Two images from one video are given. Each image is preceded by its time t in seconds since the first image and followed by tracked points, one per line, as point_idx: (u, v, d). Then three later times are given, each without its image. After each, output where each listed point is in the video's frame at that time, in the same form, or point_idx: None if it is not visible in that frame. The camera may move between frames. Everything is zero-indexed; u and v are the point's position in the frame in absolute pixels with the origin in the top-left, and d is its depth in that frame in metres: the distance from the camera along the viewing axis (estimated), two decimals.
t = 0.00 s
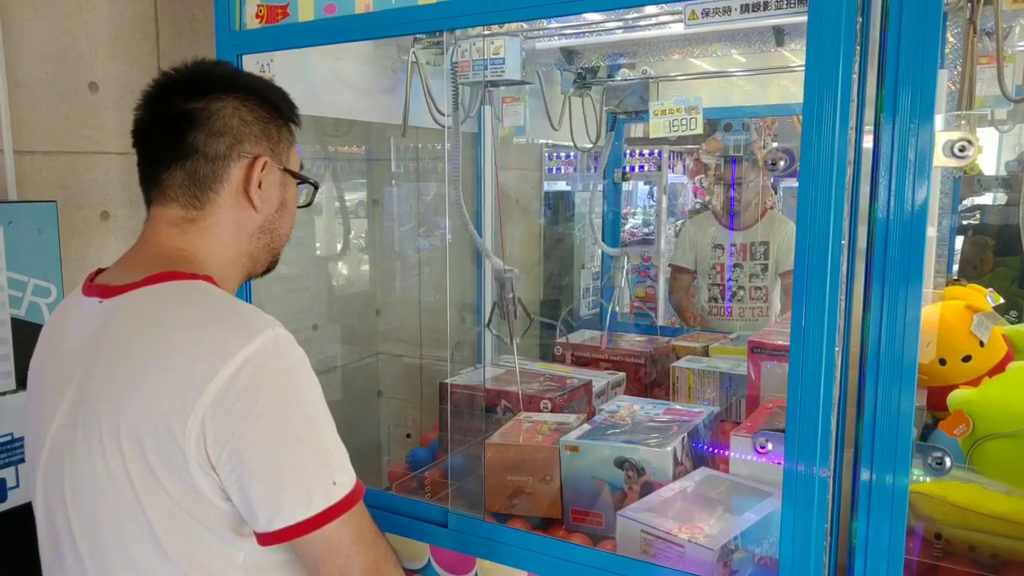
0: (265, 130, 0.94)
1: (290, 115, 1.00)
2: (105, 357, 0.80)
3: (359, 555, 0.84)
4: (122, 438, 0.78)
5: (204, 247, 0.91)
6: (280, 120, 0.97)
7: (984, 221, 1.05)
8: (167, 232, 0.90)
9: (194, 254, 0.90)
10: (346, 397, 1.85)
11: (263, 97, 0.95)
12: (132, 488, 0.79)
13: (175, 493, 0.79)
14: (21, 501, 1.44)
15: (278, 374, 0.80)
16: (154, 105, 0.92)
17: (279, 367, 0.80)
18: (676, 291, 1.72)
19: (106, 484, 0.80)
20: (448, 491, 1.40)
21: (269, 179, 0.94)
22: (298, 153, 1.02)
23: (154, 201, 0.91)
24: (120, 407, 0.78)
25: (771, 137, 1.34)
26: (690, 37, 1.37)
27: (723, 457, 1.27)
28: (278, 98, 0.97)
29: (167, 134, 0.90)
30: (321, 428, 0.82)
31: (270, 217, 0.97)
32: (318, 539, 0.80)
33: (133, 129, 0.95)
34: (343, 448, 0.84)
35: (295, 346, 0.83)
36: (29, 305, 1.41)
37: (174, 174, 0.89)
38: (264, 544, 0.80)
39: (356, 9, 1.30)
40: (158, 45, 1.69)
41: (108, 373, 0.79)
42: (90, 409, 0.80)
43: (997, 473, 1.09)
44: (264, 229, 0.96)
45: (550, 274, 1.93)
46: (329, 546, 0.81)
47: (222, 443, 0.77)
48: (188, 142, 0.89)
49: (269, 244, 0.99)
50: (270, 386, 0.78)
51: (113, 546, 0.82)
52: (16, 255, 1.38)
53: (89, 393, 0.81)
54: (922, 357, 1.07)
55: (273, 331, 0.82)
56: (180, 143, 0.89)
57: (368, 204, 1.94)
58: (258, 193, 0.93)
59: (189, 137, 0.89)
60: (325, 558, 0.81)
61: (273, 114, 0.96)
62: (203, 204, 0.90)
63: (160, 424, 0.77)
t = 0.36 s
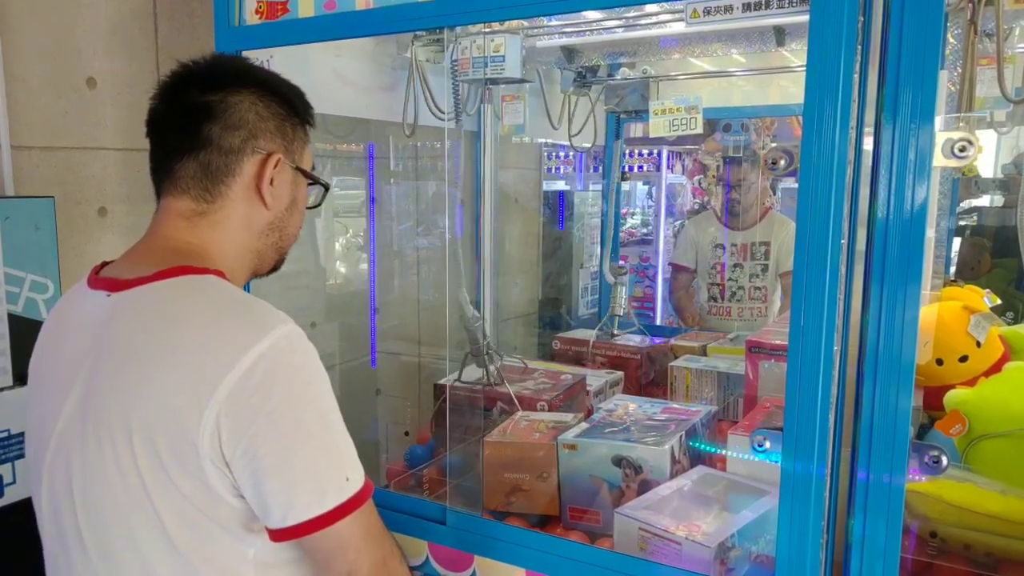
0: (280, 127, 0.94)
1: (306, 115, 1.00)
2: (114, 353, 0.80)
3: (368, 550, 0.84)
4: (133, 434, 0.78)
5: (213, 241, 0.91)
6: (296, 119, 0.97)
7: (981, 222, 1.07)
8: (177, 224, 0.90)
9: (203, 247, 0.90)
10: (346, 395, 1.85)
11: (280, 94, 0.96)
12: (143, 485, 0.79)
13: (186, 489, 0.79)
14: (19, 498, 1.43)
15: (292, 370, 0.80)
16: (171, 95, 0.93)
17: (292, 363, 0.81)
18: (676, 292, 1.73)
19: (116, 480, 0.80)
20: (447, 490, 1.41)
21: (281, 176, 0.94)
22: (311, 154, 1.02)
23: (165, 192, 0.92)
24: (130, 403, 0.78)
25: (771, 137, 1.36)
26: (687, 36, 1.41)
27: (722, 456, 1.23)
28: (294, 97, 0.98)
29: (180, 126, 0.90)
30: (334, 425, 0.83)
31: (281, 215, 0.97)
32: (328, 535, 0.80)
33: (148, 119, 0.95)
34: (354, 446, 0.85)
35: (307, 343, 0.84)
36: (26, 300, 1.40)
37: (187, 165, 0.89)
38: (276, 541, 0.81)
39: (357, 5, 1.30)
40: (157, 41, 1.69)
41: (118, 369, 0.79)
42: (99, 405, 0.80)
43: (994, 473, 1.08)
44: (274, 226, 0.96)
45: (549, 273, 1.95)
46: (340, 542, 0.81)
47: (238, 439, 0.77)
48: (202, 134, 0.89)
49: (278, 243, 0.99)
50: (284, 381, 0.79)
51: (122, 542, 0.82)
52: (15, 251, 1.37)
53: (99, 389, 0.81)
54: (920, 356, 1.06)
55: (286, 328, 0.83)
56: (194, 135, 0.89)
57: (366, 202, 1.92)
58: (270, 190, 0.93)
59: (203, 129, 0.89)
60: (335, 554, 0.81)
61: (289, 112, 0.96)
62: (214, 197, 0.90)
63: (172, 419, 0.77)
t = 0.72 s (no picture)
0: (282, 119, 0.94)
1: (307, 108, 1.00)
2: (117, 344, 0.80)
3: (369, 538, 0.85)
4: (135, 426, 0.78)
5: (212, 231, 0.90)
6: (297, 112, 0.97)
7: (977, 219, 1.07)
8: (176, 214, 0.89)
9: (201, 238, 0.90)
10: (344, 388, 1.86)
11: (282, 87, 0.96)
12: (145, 476, 0.79)
13: (190, 481, 0.79)
14: (17, 489, 1.43)
15: (293, 361, 0.80)
16: (173, 84, 0.93)
17: (293, 354, 0.80)
18: (674, 287, 1.74)
19: (118, 472, 0.80)
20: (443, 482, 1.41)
21: (281, 168, 0.94)
22: (311, 147, 1.02)
23: (166, 181, 0.91)
24: (133, 395, 0.78)
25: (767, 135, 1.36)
26: (687, 29, 1.41)
27: (718, 450, 1.25)
28: (297, 91, 0.98)
29: (182, 114, 0.90)
30: (336, 415, 0.83)
31: (279, 207, 0.97)
32: (330, 524, 0.80)
33: (148, 106, 0.95)
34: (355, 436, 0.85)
35: (308, 334, 0.84)
36: (22, 291, 1.40)
37: (188, 154, 0.89)
38: (279, 530, 0.81)
39: None
40: (154, 32, 1.68)
41: (121, 360, 0.79)
42: (101, 396, 0.80)
43: (989, 469, 1.09)
44: (272, 218, 0.96)
45: (547, 268, 1.93)
46: (341, 531, 0.81)
47: (241, 430, 0.77)
48: (204, 123, 0.89)
49: (275, 235, 0.99)
50: (286, 372, 0.79)
51: (124, 533, 0.82)
52: (12, 242, 1.37)
53: (101, 380, 0.80)
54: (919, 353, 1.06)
55: (288, 319, 0.82)
56: (195, 124, 0.89)
57: (364, 194, 1.95)
58: (270, 182, 0.93)
59: (206, 118, 0.89)
60: (336, 543, 0.82)
61: (291, 105, 0.96)
62: (214, 186, 0.90)
63: (175, 410, 0.77)
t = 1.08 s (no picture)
0: (282, 114, 0.94)
1: (307, 105, 1.00)
2: (112, 334, 0.80)
3: (364, 531, 0.85)
4: (131, 417, 0.78)
5: (211, 225, 0.90)
6: (297, 108, 0.97)
7: (975, 219, 1.07)
8: (176, 208, 0.89)
9: (201, 232, 0.89)
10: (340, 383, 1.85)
11: (282, 83, 0.95)
12: (140, 467, 0.79)
13: (184, 472, 0.79)
14: (13, 481, 1.43)
15: (288, 353, 0.80)
16: (174, 78, 0.92)
17: (288, 346, 0.80)
18: (669, 285, 1.74)
19: (113, 463, 0.80)
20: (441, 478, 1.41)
21: (280, 163, 0.94)
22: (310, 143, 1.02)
23: (166, 174, 0.91)
24: (128, 385, 0.78)
25: (767, 133, 1.34)
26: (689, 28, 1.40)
27: (717, 449, 1.27)
28: (296, 86, 0.97)
29: (183, 107, 0.89)
30: (330, 408, 0.82)
31: (278, 201, 0.96)
32: (324, 517, 0.80)
33: (149, 100, 0.94)
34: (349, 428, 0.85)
35: (304, 327, 0.84)
36: (20, 283, 1.40)
37: (188, 147, 0.89)
38: (273, 523, 0.81)
39: None
40: (155, 25, 1.67)
41: (116, 351, 0.79)
42: (97, 386, 0.80)
43: (987, 469, 1.09)
44: (272, 212, 0.96)
45: (545, 264, 1.91)
46: (335, 523, 0.81)
47: (235, 421, 0.77)
48: (205, 116, 0.89)
49: (274, 229, 0.98)
50: (282, 364, 0.79)
51: (119, 525, 0.82)
52: (10, 233, 1.36)
53: (96, 371, 0.80)
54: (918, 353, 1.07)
55: (283, 311, 0.82)
56: (196, 117, 0.88)
57: (361, 189, 1.92)
58: (269, 176, 0.92)
59: (206, 112, 0.89)
60: (330, 536, 0.82)
61: (291, 101, 0.96)
62: (214, 180, 0.89)
63: (170, 401, 0.76)
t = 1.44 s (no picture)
0: (272, 111, 0.93)
1: (295, 101, 0.99)
2: (103, 330, 0.80)
3: (359, 523, 0.85)
4: (120, 412, 0.78)
5: (201, 222, 0.90)
6: (286, 104, 0.97)
7: (972, 219, 1.07)
8: (167, 205, 0.89)
9: (190, 228, 0.89)
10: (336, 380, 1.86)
11: (271, 79, 0.95)
12: (130, 463, 0.79)
13: (174, 467, 0.79)
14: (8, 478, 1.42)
15: (276, 348, 0.80)
16: (162, 75, 0.92)
17: (277, 341, 0.80)
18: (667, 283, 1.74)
19: (102, 459, 0.79)
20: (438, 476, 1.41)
21: (270, 160, 0.93)
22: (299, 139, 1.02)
23: (155, 171, 0.90)
24: (118, 381, 0.77)
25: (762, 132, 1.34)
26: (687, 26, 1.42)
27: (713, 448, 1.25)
28: (285, 83, 0.97)
29: (173, 103, 0.89)
30: (320, 402, 0.82)
31: (268, 197, 0.96)
32: (318, 510, 0.81)
33: (138, 97, 0.94)
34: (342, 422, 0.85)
35: (293, 322, 0.84)
36: (17, 280, 1.40)
37: (178, 144, 0.88)
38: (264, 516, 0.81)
39: None
40: (152, 21, 1.66)
41: (106, 346, 0.79)
42: (86, 382, 0.79)
43: (983, 468, 1.09)
44: (261, 208, 0.95)
45: (543, 262, 1.87)
46: (329, 516, 0.82)
47: (225, 415, 0.77)
48: (195, 113, 0.88)
49: (264, 225, 0.98)
50: (270, 358, 0.79)
51: (108, 520, 0.81)
52: (7, 229, 1.36)
53: (86, 366, 0.80)
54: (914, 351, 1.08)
55: (272, 306, 0.82)
56: (185, 113, 0.88)
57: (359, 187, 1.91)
58: (259, 172, 0.92)
59: (195, 108, 0.88)
60: (325, 528, 0.82)
61: (280, 97, 0.96)
62: (204, 176, 0.89)
63: (161, 397, 0.76)
